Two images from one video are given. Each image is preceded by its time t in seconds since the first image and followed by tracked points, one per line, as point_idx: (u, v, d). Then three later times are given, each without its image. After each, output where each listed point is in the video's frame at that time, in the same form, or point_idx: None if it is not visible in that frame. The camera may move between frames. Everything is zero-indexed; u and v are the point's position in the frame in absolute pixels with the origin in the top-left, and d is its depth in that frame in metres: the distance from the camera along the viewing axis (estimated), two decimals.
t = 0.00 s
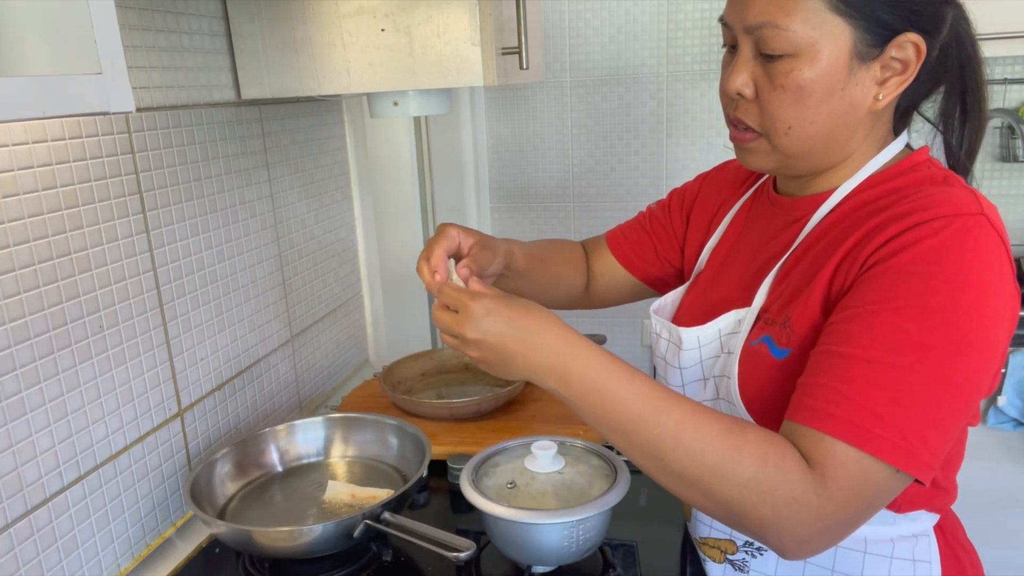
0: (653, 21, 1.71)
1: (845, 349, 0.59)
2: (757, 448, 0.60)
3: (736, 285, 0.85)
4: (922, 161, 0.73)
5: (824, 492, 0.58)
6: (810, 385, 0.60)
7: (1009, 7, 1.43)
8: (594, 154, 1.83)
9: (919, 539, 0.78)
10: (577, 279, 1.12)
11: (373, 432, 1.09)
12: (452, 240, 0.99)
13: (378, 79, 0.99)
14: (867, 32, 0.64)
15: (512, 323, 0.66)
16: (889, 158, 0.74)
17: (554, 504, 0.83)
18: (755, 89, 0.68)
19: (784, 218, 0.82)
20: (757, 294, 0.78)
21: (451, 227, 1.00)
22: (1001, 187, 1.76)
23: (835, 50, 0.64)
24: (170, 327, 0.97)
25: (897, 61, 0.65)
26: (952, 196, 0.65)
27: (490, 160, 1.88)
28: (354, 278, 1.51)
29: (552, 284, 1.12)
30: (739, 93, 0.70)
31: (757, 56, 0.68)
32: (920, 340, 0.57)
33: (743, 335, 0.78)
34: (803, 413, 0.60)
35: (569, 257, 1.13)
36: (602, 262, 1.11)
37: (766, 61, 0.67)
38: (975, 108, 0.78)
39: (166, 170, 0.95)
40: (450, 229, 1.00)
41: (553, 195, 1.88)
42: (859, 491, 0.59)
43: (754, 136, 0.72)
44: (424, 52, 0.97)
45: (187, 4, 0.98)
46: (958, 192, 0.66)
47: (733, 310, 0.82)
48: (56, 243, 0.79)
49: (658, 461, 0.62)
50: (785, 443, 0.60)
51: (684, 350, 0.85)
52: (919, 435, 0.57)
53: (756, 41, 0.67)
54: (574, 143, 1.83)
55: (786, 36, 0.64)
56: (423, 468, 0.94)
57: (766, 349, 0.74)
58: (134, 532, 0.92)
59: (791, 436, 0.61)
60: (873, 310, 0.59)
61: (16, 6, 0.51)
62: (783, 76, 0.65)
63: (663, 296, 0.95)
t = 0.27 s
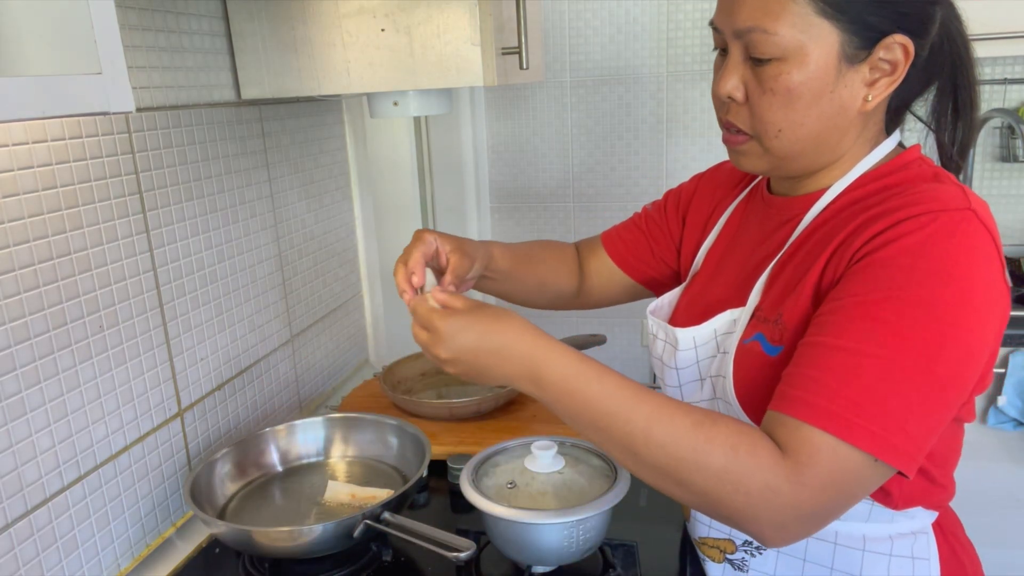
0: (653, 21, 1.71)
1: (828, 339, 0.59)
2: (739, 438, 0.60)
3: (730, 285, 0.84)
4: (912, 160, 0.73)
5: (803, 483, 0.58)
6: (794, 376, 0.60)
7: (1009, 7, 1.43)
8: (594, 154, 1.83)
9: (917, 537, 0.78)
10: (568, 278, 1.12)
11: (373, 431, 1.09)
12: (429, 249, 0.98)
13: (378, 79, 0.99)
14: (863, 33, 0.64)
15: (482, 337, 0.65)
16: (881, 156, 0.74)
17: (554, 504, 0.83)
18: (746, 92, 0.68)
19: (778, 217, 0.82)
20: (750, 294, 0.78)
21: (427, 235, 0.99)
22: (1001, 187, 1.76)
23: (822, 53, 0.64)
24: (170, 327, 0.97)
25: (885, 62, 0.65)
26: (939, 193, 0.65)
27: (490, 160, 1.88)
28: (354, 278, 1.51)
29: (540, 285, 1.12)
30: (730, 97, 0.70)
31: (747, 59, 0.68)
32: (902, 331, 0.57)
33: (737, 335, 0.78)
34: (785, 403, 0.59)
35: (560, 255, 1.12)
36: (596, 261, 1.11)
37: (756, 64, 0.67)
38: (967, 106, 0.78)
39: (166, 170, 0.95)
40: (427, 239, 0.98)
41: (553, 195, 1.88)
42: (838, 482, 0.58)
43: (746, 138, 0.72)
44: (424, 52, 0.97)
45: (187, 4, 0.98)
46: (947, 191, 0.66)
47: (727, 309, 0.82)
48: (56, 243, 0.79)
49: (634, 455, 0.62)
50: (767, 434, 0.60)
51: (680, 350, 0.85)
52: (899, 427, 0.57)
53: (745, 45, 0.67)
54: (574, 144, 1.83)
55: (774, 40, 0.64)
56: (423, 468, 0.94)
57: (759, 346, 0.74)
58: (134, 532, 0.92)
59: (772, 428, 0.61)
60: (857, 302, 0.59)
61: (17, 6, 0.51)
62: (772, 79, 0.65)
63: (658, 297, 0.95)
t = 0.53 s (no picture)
0: (653, 21, 1.71)
1: (818, 336, 0.59)
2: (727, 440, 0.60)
3: (727, 287, 0.84)
4: (906, 160, 0.73)
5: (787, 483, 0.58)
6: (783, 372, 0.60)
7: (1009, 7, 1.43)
8: (594, 154, 1.83)
9: (916, 536, 0.78)
10: (557, 280, 1.10)
11: (373, 431, 1.09)
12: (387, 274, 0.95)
13: (377, 79, 0.99)
14: (859, 34, 0.64)
15: (450, 378, 0.65)
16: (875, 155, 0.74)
17: (554, 504, 0.83)
18: (737, 97, 0.69)
19: (773, 219, 0.81)
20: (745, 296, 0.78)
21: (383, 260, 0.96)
22: (1001, 187, 1.76)
23: (811, 57, 0.64)
24: (170, 327, 0.97)
25: (875, 64, 0.65)
26: (932, 193, 0.65)
27: (490, 160, 1.88)
28: (354, 278, 1.51)
29: (524, 287, 1.10)
30: (721, 102, 0.70)
31: (736, 64, 0.68)
32: (892, 329, 0.57)
33: (730, 338, 0.78)
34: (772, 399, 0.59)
35: (549, 257, 1.11)
36: (590, 261, 1.10)
37: (745, 70, 0.67)
38: (961, 102, 0.78)
39: (166, 170, 0.95)
40: (382, 266, 0.95)
41: (553, 195, 1.88)
42: (823, 480, 0.58)
43: (738, 142, 0.72)
44: (424, 52, 0.97)
45: (187, 4, 0.98)
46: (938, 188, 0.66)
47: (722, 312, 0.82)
48: (56, 243, 0.79)
49: (609, 469, 0.63)
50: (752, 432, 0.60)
51: (675, 352, 0.85)
52: (885, 424, 0.57)
53: (734, 50, 0.67)
54: (574, 144, 1.83)
55: (763, 46, 0.64)
56: (423, 468, 0.94)
57: (754, 348, 0.74)
58: (134, 532, 0.92)
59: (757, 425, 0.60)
60: (848, 299, 0.59)
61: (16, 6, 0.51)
62: (761, 85, 0.66)
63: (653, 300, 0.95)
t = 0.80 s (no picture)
0: (654, 21, 1.71)
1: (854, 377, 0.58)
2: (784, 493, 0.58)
3: (722, 290, 0.83)
4: (900, 162, 0.73)
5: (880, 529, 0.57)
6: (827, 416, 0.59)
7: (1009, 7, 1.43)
8: (594, 154, 1.83)
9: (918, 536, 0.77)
10: (536, 293, 1.04)
11: (373, 432, 1.09)
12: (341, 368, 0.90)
13: (377, 79, 0.99)
14: (851, 36, 0.64)
15: (527, 467, 0.62)
16: (868, 157, 0.74)
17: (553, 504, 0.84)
18: (723, 102, 0.68)
19: (768, 225, 0.81)
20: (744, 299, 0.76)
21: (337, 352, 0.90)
22: (1001, 187, 1.76)
23: (794, 63, 0.64)
24: (170, 327, 0.97)
25: (861, 67, 0.65)
26: (935, 201, 0.65)
27: (490, 160, 1.88)
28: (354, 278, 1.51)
29: (499, 309, 1.04)
30: (708, 108, 0.70)
31: (721, 70, 0.68)
32: (927, 361, 0.56)
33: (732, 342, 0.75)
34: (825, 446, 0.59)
35: (528, 265, 1.05)
36: (575, 269, 1.05)
37: (731, 76, 0.67)
38: (948, 102, 0.78)
39: (166, 170, 0.95)
40: (334, 361, 0.90)
41: (553, 195, 1.88)
42: (905, 515, 0.58)
43: (726, 148, 0.72)
44: (423, 52, 0.97)
45: (187, 4, 0.98)
46: (940, 195, 0.66)
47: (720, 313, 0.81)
48: (56, 243, 0.79)
49: (694, 541, 0.60)
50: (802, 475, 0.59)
51: (672, 356, 0.81)
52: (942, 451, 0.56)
53: (719, 56, 0.67)
54: (574, 144, 1.83)
55: (748, 52, 0.64)
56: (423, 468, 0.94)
57: (760, 358, 0.72)
58: (134, 531, 0.92)
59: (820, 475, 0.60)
60: (876, 334, 0.58)
61: (17, 6, 0.51)
62: (747, 90, 0.65)
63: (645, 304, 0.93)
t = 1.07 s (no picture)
0: (654, 21, 1.71)
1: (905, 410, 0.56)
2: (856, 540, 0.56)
3: (718, 294, 0.82)
4: (895, 163, 0.72)
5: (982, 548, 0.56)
6: (891, 454, 0.58)
7: (1008, 8, 1.44)
8: (594, 153, 1.83)
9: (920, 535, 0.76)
10: (517, 310, 0.97)
11: (373, 432, 1.09)
12: (318, 428, 0.88)
13: (377, 79, 0.99)
14: (842, 39, 0.64)
15: (645, 554, 0.57)
16: (861, 162, 0.73)
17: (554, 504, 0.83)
18: (713, 107, 0.68)
19: (764, 229, 0.79)
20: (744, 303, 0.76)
21: (309, 412, 0.87)
22: (1001, 187, 1.76)
23: (783, 68, 0.64)
24: (170, 328, 0.97)
25: (851, 70, 0.65)
26: (941, 206, 0.64)
27: (490, 160, 1.88)
28: (354, 278, 1.51)
29: (471, 335, 0.96)
30: (698, 112, 0.70)
31: (710, 75, 0.68)
32: (969, 380, 0.54)
33: (732, 347, 0.75)
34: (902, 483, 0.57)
35: (505, 277, 0.98)
36: (561, 280, 0.98)
37: (719, 80, 0.67)
38: (939, 102, 0.77)
39: (166, 170, 0.95)
40: (309, 424, 0.87)
41: (553, 195, 1.88)
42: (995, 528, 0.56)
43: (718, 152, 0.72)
44: (424, 52, 0.97)
45: (187, 4, 0.98)
46: (946, 200, 0.65)
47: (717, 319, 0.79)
48: (56, 243, 0.79)
49: None
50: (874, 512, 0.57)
51: (669, 359, 0.81)
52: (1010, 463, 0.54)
53: (708, 61, 0.67)
54: (574, 144, 1.83)
55: (734, 56, 0.64)
56: (423, 468, 0.94)
57: (772, 365, 0.71)
58: (134, 531, 0.92)
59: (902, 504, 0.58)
60: (912, 362, 0.57)
61: (17, 6, 0.51)
62: (735, 94, 0.66)
63: (635, 310, 0.90)
